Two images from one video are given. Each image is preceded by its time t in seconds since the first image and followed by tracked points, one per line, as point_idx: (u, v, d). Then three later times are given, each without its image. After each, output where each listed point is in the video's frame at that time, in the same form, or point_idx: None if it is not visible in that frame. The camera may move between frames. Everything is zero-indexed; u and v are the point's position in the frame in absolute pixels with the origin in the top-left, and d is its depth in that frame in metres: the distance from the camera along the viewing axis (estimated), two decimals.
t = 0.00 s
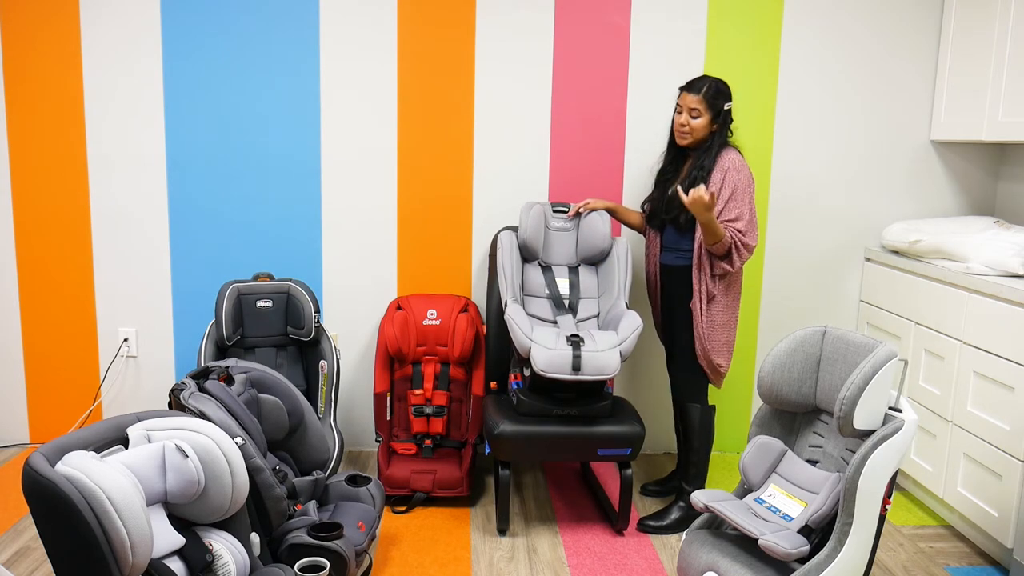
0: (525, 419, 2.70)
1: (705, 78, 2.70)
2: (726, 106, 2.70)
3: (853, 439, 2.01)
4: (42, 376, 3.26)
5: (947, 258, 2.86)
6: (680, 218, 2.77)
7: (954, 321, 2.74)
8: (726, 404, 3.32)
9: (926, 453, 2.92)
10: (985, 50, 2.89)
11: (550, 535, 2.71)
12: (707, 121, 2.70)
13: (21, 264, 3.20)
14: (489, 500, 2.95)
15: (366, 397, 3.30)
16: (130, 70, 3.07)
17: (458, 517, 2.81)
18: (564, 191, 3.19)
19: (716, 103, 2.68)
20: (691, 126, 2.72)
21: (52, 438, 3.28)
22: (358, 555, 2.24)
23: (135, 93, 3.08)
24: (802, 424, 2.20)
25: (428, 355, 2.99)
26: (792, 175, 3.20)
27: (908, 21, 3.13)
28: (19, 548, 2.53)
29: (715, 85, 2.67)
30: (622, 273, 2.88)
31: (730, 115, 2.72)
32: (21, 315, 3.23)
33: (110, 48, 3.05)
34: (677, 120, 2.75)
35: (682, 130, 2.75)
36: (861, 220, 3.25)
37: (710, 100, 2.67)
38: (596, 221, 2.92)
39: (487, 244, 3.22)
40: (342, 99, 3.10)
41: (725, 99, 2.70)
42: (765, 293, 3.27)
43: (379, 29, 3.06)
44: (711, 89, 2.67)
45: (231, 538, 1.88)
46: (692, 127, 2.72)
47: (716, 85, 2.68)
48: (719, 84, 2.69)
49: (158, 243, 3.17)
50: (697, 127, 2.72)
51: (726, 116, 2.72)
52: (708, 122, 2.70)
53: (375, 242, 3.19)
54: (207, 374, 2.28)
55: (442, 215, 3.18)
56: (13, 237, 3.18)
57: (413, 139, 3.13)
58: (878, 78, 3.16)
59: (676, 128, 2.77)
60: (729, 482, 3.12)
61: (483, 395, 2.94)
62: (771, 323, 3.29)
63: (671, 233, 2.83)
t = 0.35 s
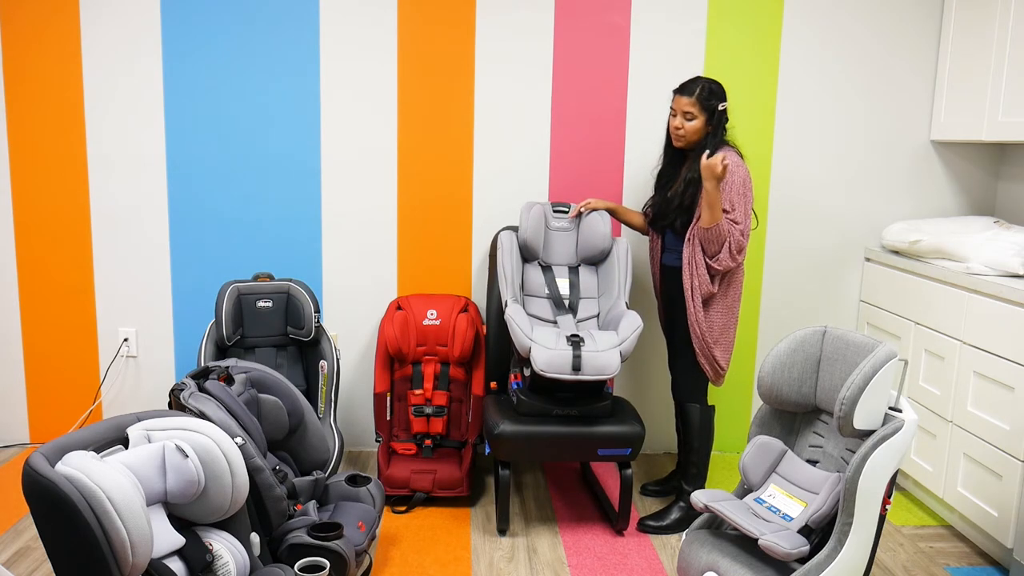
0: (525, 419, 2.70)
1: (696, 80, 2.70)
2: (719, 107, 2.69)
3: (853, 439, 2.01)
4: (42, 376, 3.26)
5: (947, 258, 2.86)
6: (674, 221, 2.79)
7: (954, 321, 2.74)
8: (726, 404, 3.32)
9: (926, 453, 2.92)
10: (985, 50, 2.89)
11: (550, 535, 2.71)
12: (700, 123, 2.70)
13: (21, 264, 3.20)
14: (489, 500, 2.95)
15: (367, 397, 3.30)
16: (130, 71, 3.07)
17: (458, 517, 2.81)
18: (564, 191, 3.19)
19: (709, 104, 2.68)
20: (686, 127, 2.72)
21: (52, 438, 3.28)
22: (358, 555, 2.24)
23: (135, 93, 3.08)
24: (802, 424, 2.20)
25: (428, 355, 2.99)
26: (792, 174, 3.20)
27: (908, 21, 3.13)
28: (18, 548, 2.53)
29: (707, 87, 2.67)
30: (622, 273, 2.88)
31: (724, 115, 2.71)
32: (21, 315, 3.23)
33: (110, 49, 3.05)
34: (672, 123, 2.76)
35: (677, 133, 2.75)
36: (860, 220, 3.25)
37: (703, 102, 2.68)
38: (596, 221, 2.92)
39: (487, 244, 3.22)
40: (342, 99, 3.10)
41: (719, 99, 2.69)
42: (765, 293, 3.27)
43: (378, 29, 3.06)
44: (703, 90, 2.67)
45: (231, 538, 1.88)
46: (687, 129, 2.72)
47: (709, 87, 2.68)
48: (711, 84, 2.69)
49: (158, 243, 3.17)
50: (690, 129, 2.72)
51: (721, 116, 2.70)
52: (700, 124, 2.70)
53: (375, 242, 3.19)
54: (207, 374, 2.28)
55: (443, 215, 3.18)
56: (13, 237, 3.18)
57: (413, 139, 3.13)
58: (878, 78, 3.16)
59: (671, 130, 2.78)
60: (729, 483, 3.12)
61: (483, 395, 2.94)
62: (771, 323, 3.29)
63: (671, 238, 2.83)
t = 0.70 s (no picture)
0: (525, 419, 2.70)
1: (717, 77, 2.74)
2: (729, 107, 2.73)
3: (853, 439, 2.01)
4: (42, 376, 3.26)
5: (947, 258, 2.86)
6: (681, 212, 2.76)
7: (954, 321, 2.74)
8: (726, 404, 3.32)
9: (926, 453, 2.92)
10: (985, 50, 2.89)
11: (550, 535, 2.71)
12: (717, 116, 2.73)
13: (21, 264, 3.20)
14: (489, 500, 2.95)
15: (367, 397, 3.30)
16: (130, 70, 3.07)
17: (459, 517, 2.81)
18: (564, 191, 3.19)
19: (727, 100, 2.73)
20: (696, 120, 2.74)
21: (52, 438, 3.28)
22: (358, 555, 2.24)
23: (135, 93, 3.08)
24: (802, 424, 2.20)
25: (428, 355, 2.99)
26: (792, 174, 3.20)
27: (909, 21, 3.13)
28: (19, 548, 2.53)
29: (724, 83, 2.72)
30: (622, 273, 2.88)
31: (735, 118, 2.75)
32: (21, 316, 3.23)
33: (110, 49, 3.05)
34: (686, 111, 2.75)
35: (689, 122, 2.75)
36: (860, 220, 3.25)
37: (722, 96, 2.71)
38: (596, 221, 2.92)
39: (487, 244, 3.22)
40: (342, 99, 3.10)
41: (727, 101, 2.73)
42: (765, 293, 3.27)
43: (378, 29, 3.06)
44: (721, 84, 2.72)
45: (231, 538, 1.88)
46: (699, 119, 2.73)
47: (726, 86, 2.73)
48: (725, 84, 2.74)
49: (158, 243, 3.17)
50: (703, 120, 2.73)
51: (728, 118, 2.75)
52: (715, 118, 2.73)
53: (375, 243, 3.19)
54: (207, 374, 2.28)
55: (443, 215, 3.18)
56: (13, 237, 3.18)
57: (413, 139, 3.13)
58: (878, 78, 3.16)
59: (682, 121, 2.77)
60: (729, 482, 3.12)
61: (483, 395, 2.94)
62: (771, 323, 3.29)
63: (671, 231, 2.82)
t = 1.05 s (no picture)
0: (525, 419, 2.70)
1: (725, 78, 2.72)
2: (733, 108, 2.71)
3: (853, 439, 2.02)
4: (42, 376, 3.26)
5: (947, 258, 2.86)
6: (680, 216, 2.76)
7: (954, 321, 2.74)
8: (726, 404, 3.32)
9: (926, 453, 2.92)
10: (985, 50, 2.89)
11: (550, 535, 2.71)
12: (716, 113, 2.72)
13: (21, 264, 3.20)
14: (489, 500, 2.95)
15: (367, 397, 3.30)
16: (130, 70, 3.07)
17: (459, 517, 2.81)
18: (564, 191, 3.19)
19: (726, 104, 2.71)
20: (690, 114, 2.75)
21: (52, 438, 3.28)
22: (358, 555, 2.24)
23: (135, 93, 3.08)
24: (802, 424, 2.20)
25: (428, 355, 2.99)
26: (792, 174, 3.20)
27: (909, 21, 3.13)
28: (19, 548, 2.53)
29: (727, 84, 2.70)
30: (622, 273, 2.88)
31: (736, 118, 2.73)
32: (21, 315, 3.23)
33: (110, 49, 3.05)
34: (684, 107, 2.76)
35: (686, 118, 2.76)
36: (861, 220, 3.25)
37: (720, 96, 2.69)
38: (596, 221, 2.92)
39: (487, 244, 3.22)
40: (342, 99, 3.10)
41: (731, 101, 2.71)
42: (765, 293, 3.27)
43: (378, 29, 3.06)
44: (723, 84, 2.70)
45: (231, 538, 1.88)
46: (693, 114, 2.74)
47: (728, 86, 2.70)
48: (732, 84, 2.72)
49: (158, 243, 3.17)
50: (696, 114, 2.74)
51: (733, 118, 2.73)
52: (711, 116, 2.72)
53: (375, 243, 3.19)
54: (207, 374, 2.28)
55: (443, 214, 3.18)
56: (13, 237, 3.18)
57: (413, 139, 3.13)
58: (878, 78, 3.16)
59: (682, 117, 2.78)
60: (729, 482, 3.12)
61: (483, 394, 2.94)
62: (771, 323, 3.29)
63: (670, 231, 2.83)
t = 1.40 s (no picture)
0: (525, 419, 2.70)
1: (709, 79, 2.67)
2: (726, 108, 2.68)
3: (853, 439, 2.02)
4: (42, 376, 3.26)
5: (947, 259, 2.86)
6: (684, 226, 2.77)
7: (954, 321, 2.74)
8: (725, 404, 3.32)
9: (926, 453, 2.92)
10: (985, 50, 2.89)
11: (550, 535, 2.71)
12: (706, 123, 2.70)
13: (21, 264, 3.20)
14: (489, 500, 2.95)
15: (367, 397, 3.30)
16: (130, 71, 3.07)
17: (459, 517, 2.81)
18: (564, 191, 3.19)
19: (713, 104, 2.67)
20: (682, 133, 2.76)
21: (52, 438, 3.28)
22: (358, 555, 2.24)
23: (135, 93, 3.08)
24: (802, 424, 2.20)
25: (428, 355, 2.99)
26: (792, 174, 3.20)
27: (908, 21, 3.13)
28: (18, 548, 2.53)
29: (712, 89, 2.66)
30: (622, 273, 2.87)
31: (730, 115, 2.70)
32: (21, 316, 3.23)
33: (110, 49, 3.05)
34: (675, 120, 2.75)
35: (679, 131, 2.75)
36: (861, 220, 3.25)
37: (706, 103, 2.67)
38: (596, 221, 2.92)
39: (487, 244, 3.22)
40: (342, 99, 3.10)
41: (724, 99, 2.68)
42: (765, 292, 3.27)
43: (378, 29, 3.06)
44: (708, 89, 2.66)
45: (231, 538, 1.88)
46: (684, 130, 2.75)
47: (714, 86, 2.66)
48: (719, 83, 2.68)
49: (158, 243, 3.17)
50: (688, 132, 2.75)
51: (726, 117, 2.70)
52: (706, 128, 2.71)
53: (375, 243, 3.19)
54: (207, 374, 2.28)
55: (443, 215, 3.18)
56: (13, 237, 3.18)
57: (413, 139, 3.14)
58: (878, 78, 3.16)
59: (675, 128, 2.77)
60: (729, 482, 3.12)
61: (483, 394, 2.94)
62: (771, 323, 3.29)
63: (671, 235, 2.83)
